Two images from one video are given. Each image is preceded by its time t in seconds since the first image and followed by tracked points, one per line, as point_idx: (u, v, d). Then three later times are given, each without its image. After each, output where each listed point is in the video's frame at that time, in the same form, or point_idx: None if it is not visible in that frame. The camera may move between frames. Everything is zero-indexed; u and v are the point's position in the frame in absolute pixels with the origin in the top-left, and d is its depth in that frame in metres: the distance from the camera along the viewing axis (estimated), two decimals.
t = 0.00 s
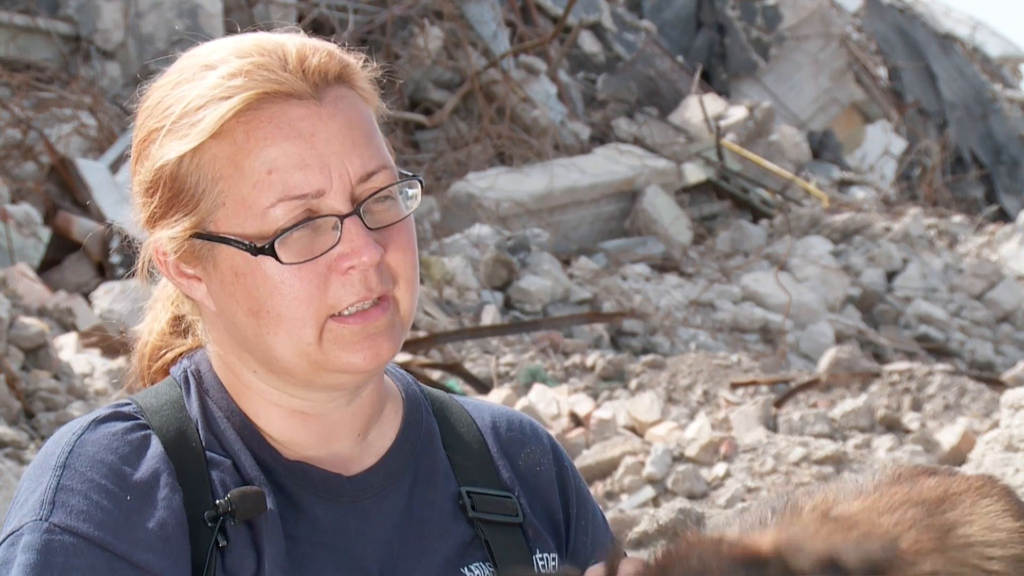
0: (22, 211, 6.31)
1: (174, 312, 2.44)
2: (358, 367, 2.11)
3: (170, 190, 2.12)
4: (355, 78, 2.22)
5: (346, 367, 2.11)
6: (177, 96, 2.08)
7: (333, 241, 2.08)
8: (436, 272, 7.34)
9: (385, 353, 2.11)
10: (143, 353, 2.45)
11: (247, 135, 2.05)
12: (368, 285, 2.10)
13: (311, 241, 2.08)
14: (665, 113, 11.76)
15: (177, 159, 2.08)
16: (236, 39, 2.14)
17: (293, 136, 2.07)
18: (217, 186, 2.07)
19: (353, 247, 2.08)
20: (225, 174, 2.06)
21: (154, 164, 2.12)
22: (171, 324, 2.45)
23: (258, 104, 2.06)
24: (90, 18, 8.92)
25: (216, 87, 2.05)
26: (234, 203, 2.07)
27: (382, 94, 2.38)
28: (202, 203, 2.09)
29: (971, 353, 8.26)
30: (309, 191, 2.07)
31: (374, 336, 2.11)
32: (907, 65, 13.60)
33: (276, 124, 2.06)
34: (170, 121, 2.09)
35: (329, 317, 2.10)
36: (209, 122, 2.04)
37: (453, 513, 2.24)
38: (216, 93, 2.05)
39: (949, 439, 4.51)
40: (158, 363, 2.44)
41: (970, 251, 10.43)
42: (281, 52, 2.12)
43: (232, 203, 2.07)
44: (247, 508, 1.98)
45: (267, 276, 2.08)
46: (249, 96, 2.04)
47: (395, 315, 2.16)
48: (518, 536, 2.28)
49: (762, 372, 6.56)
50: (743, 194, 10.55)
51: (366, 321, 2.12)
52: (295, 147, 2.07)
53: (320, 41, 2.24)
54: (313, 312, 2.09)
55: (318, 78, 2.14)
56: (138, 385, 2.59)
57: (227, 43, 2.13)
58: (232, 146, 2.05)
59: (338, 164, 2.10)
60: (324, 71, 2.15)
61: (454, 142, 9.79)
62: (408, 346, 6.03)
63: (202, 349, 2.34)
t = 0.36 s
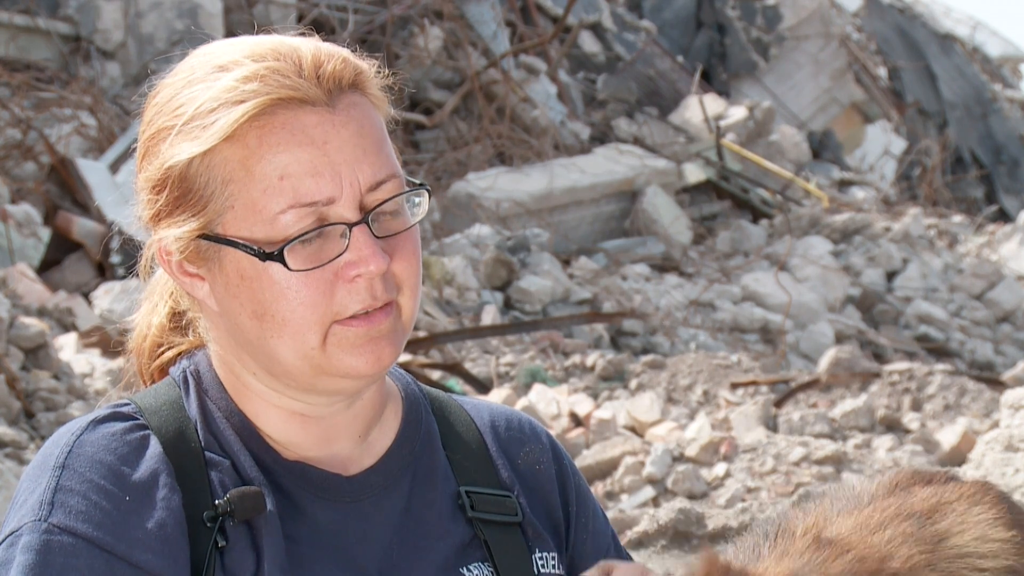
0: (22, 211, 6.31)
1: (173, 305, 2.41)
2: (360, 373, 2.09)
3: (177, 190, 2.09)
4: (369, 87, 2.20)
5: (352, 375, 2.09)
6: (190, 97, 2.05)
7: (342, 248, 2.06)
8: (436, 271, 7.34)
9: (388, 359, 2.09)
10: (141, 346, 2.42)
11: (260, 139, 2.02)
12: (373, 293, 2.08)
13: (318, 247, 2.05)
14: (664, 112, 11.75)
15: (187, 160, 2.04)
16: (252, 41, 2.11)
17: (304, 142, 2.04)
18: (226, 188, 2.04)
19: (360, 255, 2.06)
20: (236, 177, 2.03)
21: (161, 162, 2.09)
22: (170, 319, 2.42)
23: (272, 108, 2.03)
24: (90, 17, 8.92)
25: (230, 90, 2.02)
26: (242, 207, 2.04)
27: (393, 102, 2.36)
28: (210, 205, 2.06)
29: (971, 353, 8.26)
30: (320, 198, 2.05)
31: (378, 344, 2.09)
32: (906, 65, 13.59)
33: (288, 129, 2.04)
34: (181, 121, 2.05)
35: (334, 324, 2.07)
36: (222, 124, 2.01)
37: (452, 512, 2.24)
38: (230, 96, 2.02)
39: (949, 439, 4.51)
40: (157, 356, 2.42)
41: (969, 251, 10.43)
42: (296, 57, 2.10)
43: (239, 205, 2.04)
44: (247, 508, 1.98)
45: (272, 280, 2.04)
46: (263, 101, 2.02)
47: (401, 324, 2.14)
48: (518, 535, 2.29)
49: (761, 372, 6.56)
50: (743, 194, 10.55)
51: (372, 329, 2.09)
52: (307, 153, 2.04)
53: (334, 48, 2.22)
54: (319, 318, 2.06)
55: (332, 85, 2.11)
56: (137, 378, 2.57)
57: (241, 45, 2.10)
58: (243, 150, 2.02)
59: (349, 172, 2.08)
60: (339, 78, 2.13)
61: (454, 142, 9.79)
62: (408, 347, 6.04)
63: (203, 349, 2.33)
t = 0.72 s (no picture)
0: (22, 211, 6.31)
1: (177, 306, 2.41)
2: (365, 374, 2.10)
3: (181, 190, 2.08)
4: (370, 85, 2.20)
5: (355, 374, 2.10)
6: (192, 97, 2.04)
7: (346, 247, 2.06)
8: (436, 271, 7.35)
9: (395, 362, 2.11)
10: (145, 348, 2.42)
11: (264, 138, 2.02)
12: (378, 292, 2.09)
13: (323, 246, 2.05)
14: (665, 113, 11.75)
15: (191, 160, 2.03)
16: (254, 40, 2.10)
17: (309, 140, 2.04)
18: (231, 188, 2.03)
19: (365, 254, 2.06)
20: (240, 177, 2.02)
21: (164, 162, 2.07)
22: (174, 320, 2.42)
23: (276, 108, 2.03)
24: (90, 18, 8.93)
25: (233, 89, 2.02)
26: (246, 206, 2.03)
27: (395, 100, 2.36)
28: (214, 204, 2.05)
29: (971, 353, 8.27)
30: (325, 196, 2.05)
31: (382, 343, 2.10)
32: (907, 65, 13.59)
33: (292, 129, 2.04)
34: (184, 121, 2.04)
35: (339, 323, 2.08)
36: (226, 124, 2.00)
37: (453, 513, 2.24)
38: (233, 96, 2.01)
39: (949, 439, 4.52)
40: (161, 357, 2.41)
41: (970, 251, 10.43)
42: (299, 55, 2.10)
43: (243, 205, 2.03)
44: (251, 509, 1.98)
45: (278, 281, 2.04)
46: (268, 100, 2.01)
47: (403, 322, 2.15)
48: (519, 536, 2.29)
49: (762, 372, 6.56)
50: (743, 194, 10.55)
51: (376, 327, 2.10)
52: (311, 152, 2.04)
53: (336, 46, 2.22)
54: (324, 317, 2.06)
55: (335, 83, 2.11)
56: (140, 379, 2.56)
57: (244, 44, 2.10)
58: (248, 149, 2.02)
59: (354, 169, 2.08)
60: (342, 77, 2.13)
61: (454, 142, 9.80)
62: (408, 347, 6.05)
63: (205, 350, 2.32)
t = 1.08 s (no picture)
0: (22, 211, 6.31)
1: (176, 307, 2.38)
2: (371, 373, 2.03)
3: (186, 190, 2.03)
4: (380, 89, 2.15)
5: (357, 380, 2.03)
6: (199, 97, 1.99)
7: (351, 249, 2.00)
8: (435, 271, 7.35)
9: (397, 360, 2.03)
10: (143, 347, 2.39)
11: (271, 139, 1.97)
12: (383, 295, 2.02)
13: (328, 248, 1.99)
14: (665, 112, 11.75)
15: (196, 160, 1.99)
16: (263, 40, 2.05)
17: (316, 142, 1.99)
18: (236, 189, 1.98)
19: (371, 257, 2.00)
20: (245, 178, 1.97)
21: (169, 161, 2.03)
22: (171, 319, 2.39)
23: (284, 108, 1.98)
24: (90, 18, 8.94)
25: (240, 89, 1.96)
26: (251, 207, 1.98)
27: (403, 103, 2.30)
28: (218, 205, 2.00)
29: (971, 353, 8.27)
30: (331, 199, 1.99)
31: (386, 348, 2.03)
32: (906, 65, 13.59)
33: (300, 130, 1.98)
34: (191, 120, 1.99)
35: (343, 327, 2.01)
36: (233, 124, 1.95)
37: (452, 513, 2.21)
38: (240, 96, 1.96)
39: (949, 439, 4.52)
40: (160, 356, 2.39)
41: (969, 251, 10.43)
42: (308, 56, 2.05)
43: (247, 206, 1.98)
44: (249, 511, 1.93)
45: (281, 282, 1.99)
46: (275, 101, 1.96)
47: (409, 328, 2.08)
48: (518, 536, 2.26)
49: (761, 372, 6.56)
50: (743, 194, 10.55)
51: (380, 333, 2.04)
52: (318, 153, 1.98)
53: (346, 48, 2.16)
54: (326, 321, 2.00)
55: (345, 85, 2.06)
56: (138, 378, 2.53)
57: (251, 44, 2.04)
58: (254, 150, 1.96)
59: (361, 172, 2.02)
60: (351, 78, 2.07)
61: (454, 142, 9.81)
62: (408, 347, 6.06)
63: (204, 351, 2.27)
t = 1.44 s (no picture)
0: (22, 211, 6.31)
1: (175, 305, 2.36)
2: (375, 379, 2.03)
3: (194, 184, 2.03)
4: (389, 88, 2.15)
5: (364, 377, 2.03)
6: (209, 92, 1.99)
7: (358, 246, 2.00)
8: (436, 271, 7.34)
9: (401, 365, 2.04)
10: (144, 345, 2.38)
11: (280, 135, 1.97)
12: (389, 294, 2.02)
13: (335, 244, 1.99)
14: (665, 113, 11.75)
15: (205, 155, 1.98)
16: (275, 36, 2.05)
17: (325, 139, 1.99)
18: (244, 184, 1.98)
19: (377, 255, 2.00)
20: (254, 172, 1.97)
21: (177, 155, 2.02)
22: (174, 317, 2.37)
23: (294, 104, 1.98)
24: (90, 18, 8.94)
25: (252, 85, 1.97)
26: (258, 202, 1.98)
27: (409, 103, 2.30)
28: (226, 200, 2.00)
29: (971, 353, 8.27)
30: (338, 195, 1.99)
31: (391, 346, 2.04)
32: (906, 65, 13.59)
33: (309, 126, 1.98)
34: (201, 115, 1.99)
35: (348, 324, 2.02)
36: (244, 119, 1.95)
37: (451, 513, 2.20)
38: (252, 91, 1.96)
39: (949, 439, 4.52)
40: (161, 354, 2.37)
41: (969, 251, 10.43)
42: (319, 54, 2.05)
43: (254, 200, 1.98)
44: (248, 511, 1.92)
45: (287, 278, 1.99)
46: (286, 96, 1.96)
47: (414, 326, 2.09)
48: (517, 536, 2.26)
49: (762, 372, 6.56)
50: (743, 194, 10.55)
51: (386, 330, 2.04)
52: (327, 150, 1.99)
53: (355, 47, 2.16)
54: (333, 318, 2.00)
55: (354, 82, 2.06)
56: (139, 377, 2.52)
57: (263, 40, 2.04)
58: (263, 145, 1.96)
59: (369, 170, 2.02)
60: (361, 76, 2.07)
61: (454, 142, 9.80)
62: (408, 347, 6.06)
63: (206, 351, 2.27)
